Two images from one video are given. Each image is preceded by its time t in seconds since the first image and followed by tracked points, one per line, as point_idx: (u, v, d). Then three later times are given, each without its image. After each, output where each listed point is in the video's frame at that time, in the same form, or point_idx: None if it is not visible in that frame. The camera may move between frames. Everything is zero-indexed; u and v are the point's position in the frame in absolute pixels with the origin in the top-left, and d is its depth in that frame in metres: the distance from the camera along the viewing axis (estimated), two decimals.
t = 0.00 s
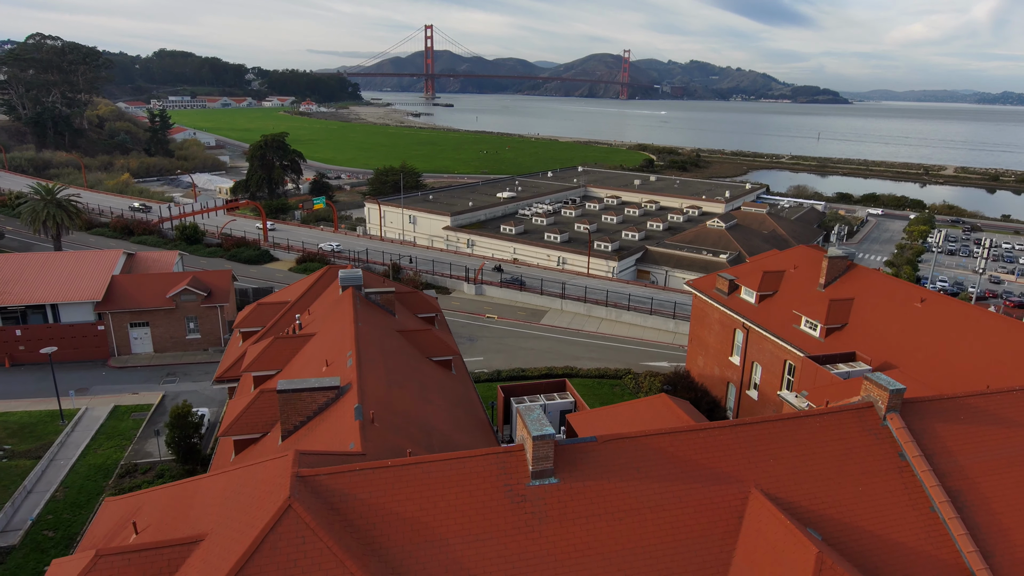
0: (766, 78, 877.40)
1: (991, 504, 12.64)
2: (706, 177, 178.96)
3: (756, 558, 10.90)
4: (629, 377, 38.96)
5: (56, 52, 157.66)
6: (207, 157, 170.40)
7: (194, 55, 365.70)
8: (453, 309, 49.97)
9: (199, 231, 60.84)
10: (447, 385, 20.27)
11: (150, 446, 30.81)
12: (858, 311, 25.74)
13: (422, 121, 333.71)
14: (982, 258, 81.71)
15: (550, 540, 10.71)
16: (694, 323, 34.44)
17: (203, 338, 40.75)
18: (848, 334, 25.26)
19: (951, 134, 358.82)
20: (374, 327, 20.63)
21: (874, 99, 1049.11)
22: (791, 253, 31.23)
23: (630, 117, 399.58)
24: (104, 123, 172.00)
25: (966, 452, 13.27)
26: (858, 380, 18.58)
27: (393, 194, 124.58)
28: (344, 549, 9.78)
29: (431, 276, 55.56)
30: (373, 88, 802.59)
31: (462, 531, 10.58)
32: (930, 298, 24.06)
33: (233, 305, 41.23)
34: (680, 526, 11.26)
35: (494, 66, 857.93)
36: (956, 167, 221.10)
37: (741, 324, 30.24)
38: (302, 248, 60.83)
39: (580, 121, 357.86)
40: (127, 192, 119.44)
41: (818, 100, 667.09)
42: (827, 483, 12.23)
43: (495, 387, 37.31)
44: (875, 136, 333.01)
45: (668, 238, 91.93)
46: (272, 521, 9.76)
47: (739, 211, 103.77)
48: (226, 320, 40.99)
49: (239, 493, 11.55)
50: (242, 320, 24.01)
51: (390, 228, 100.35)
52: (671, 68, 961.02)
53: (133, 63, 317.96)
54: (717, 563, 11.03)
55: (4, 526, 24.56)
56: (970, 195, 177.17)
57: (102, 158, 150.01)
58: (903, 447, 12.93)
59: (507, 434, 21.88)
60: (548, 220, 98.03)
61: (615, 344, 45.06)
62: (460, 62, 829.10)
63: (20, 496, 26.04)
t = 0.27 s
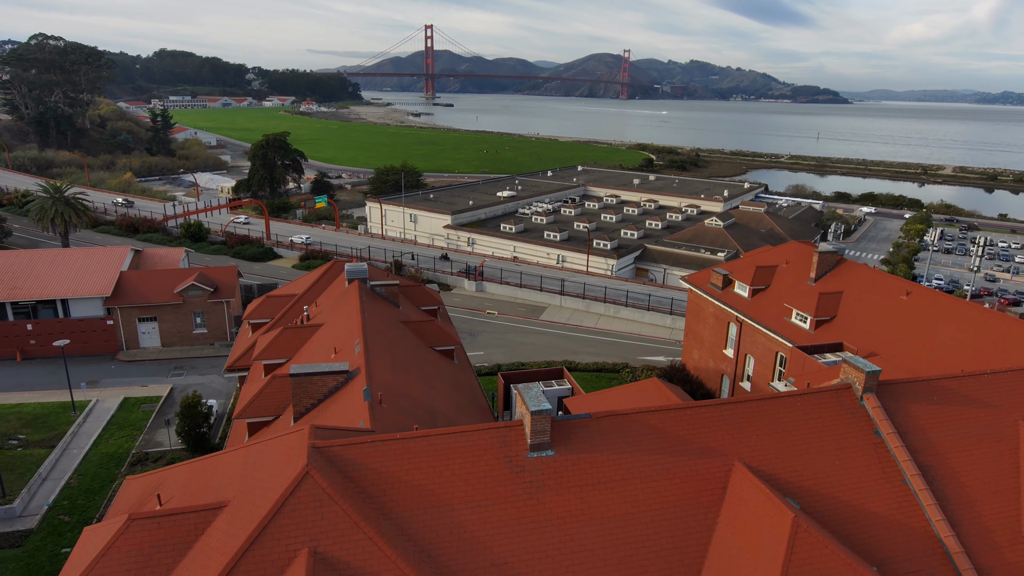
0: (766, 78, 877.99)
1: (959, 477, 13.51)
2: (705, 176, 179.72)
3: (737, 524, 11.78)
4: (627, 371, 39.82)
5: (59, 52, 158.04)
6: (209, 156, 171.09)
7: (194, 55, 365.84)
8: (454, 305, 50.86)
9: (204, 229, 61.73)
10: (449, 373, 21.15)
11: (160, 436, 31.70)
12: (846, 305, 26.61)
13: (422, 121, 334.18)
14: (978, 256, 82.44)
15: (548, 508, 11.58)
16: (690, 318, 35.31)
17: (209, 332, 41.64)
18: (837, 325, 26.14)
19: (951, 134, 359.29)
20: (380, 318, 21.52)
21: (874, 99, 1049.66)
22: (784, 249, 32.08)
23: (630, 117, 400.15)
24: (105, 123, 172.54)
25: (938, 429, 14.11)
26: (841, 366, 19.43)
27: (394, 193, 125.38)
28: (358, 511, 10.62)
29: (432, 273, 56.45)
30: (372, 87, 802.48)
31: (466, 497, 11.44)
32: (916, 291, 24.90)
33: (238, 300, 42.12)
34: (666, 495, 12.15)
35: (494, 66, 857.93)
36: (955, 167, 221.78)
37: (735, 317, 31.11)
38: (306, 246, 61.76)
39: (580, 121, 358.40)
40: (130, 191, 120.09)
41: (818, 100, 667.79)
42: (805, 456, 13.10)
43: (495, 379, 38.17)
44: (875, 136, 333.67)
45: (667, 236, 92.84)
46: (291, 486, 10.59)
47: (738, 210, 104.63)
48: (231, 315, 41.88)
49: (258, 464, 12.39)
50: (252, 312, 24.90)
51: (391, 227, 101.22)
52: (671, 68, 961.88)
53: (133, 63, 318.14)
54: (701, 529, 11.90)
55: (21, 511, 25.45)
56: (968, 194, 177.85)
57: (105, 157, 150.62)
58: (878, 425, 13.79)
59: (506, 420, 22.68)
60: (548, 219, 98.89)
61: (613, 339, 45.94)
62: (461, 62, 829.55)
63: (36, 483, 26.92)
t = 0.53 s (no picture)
0: (765, 78, 878.86)
1: (932, 453, 14.39)
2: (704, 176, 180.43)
3: (722, 494, 12.64)
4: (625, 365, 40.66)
5: (61, 52, 158.35)
6: (210, 156, 171.69)
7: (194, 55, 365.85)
8: (455, 302, 51.72)
9: (208, 227, 62.55)
10: (452, 362, 22.02)
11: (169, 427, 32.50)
12: (836, 298, 27.48)
13: (422, 121, 334.63)
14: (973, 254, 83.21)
15: (546, 480, 12.44)
16: (686, 312, 36.19)
17: (215, 327, 42.46)
18: (826, 318, 27.04)
19: (950, 134, 360.11)
20: (385, 309, 22.38)
21: (873, 98, 1051.75)
22: (777, 245, 32.93)
23: (629, 116, 400.74)
24: (107, 122, 172.96)
25: (914, 410, 14.99)
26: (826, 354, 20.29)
27: (394, 192, 126.10)
28: (370, 481, 11.44)
29: (433, 271, 57.30)
30: (372, 87, 802.08)
31: (469, 469, 12.27)
32: (902, 285, 25.78)
33: (244, 296, 42.97)
34: (656, 470, 12.99)
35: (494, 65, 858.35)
36: (953, 166, 222.57)
37: (729, 311, 31.98)
38: (309, 244, 62.63)
39: (580, 121, 358.96)
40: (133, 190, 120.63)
41: (818, 100, 668.76)
42: (789, 434, 13.92)
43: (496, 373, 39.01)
44: (874, 136, 334.41)
45: (665, 235, 93.70)
46: (307, 457, 11.42)
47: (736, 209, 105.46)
48: (237, 310, 42.74)
49: (274, 439, 13.23)
50: (261, 304, 25.76)
51: (392, 226, 102.00)
52: (671, 67, 962.79)
53: (133, 62, 318.13)
54: (688, 501, 12.75)
55: (36, 498, 26.18)
56: (965, 194, 178.63)
57: (107, 157, 151.10)
58: (857, 406, 14.64)
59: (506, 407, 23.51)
60: (547, 218, 99.69)
61: (611, 334, 46.82)
62: (460, 62, 829.72)
63: (50, 471, 27.68)
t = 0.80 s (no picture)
0: (765, 78, 879.32)
1: (908, 433, 15.25)
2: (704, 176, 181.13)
3: (708, 468, 13.50)
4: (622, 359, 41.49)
5: (64, 52, 159.22)
6: (211, 155, 172.33)
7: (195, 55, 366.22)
8: (456, 298, 52.56)
9: (211, 225, 63.37)
10: (454, 352, 22.87)
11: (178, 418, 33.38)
12: (826, 292, 28.32)
13: (422, 121, 335.19)
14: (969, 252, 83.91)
15: (543, 454, 13.31)
16: (682, 307, 37.04)
17: (221, 322, 43.32)
18: (816, 311, 27.87)
19: (949, 133, 360.75)
20: (389, 302, 23.23)
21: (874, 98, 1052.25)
22: (770, 241, 33.76)
23: (629, 116, 401.35)
24: (109, 122, 173.51)
25: (892, 393, 15.85)
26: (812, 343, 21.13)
27: (395, 192, 126.84)
28: (379, 454, 12.29)
29: (434, 268, 58.16)
30: (372, 87, 802.12)
31: (471, 444, 13.12)
32: (890, 279, 26.58)
33: (249, 292, 43.82)
34: (646, 446, 13.85)
35: (494, 65, 858.77)
36: (952, 166, 223.22)
37: (723, 306, 32.80)
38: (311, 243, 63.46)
39: (580, 121, 359.55)
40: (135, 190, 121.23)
41: (818, 100, 669.50)
42: (773, 415, 14.77)
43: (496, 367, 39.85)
44: (874, 136, 334.99)
45: (664, 234, 94.48)
46: (321, 432, 12.26)
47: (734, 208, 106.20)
48: (242, 306, 43.59)
49: (288, 417, 14.08)
50: (269, 298, 26.62)
51: (393, 225, 102.73)
52: (671, 67, 963.09)
53: (134, 63, 318.37)
54: (678, 476, 13.58)
55: (51, 486, 27.02)
56: (964, 193, 179.33)
57: (110, 156, 151.68)
58: (838, 389, 15.50)
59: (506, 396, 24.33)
60: (547, 217, 100.50)
61: (610, 330, 47.65)
62: (461, 62, 830.07)
63: (63, 460, 28.51)
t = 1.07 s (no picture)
0: (765, 78, 880.99)
1: (888, 416, 16.07)
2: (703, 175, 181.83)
3: (696, 447, 14.31)
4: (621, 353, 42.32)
5: (66, 52, 159.30)
6: (213, 155, 172.93)
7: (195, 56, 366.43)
8: (457, 295, 53.42)
9: (215, 224, 64.12)
10: (455, 342, 23.74)
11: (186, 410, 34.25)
12: (817, 287, 29.16)
13: (423, 120, 335.75)
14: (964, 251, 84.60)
15: (541, 434, 14.12)
16: (678, 303, 37.86)
17: (226, 318, 44.15)
18: (807, 306, 28.67)
19: (948, 133, 361.43)
20: (393, 296, 24.06)
21: (874, 98, 1052.54)
22: (763, 238, 34.56)
23: (629, 116, 401.77)
24: (110, 122, 174.00)
25: (873, 378, 16.67)
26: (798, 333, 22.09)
27: (396, 191, 127.50)
28: (387, 432, 13.10)
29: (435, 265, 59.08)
30: (372, 87, 802.43)
31: (473, 424, 13.93)
32: (879, 273, 27.35)
33: (253, 288, 44.60)
34: (639, 427, 14.67)
35: (494, 65, 859.14)
36: (951, 166, 223.71)
37: (717, 301, 33.60)
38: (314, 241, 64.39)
39: (580, 121, 360.16)
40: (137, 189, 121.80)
41: (818, 100, 670.22)
42: (758, 398, 15.59)
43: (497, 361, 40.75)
44: (873, 135, 335.44)
45: (662, 232, 95.19)
46: (333, 411, 13.08)
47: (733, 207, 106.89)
48: (247, 303, 44.37)
49: (300, 399, 14.87)
50: (276, 291, 27.46)
51: (394, 224, 103.49)
52: (671, 67, 964.91)
53: (134, 63, 318.65)
54: (669, 455, 14.40)
55: (65, 474, 27.86)
56: (962, 193, 180.07)
57: (112, 156, 152.16)
58: (822, 374, 16.33)
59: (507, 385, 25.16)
60: (547, 216, 101.22)
61: (607, 326, 48.45)
62: (461, 62, 830.49)
63: (76, 450, 29.34)
